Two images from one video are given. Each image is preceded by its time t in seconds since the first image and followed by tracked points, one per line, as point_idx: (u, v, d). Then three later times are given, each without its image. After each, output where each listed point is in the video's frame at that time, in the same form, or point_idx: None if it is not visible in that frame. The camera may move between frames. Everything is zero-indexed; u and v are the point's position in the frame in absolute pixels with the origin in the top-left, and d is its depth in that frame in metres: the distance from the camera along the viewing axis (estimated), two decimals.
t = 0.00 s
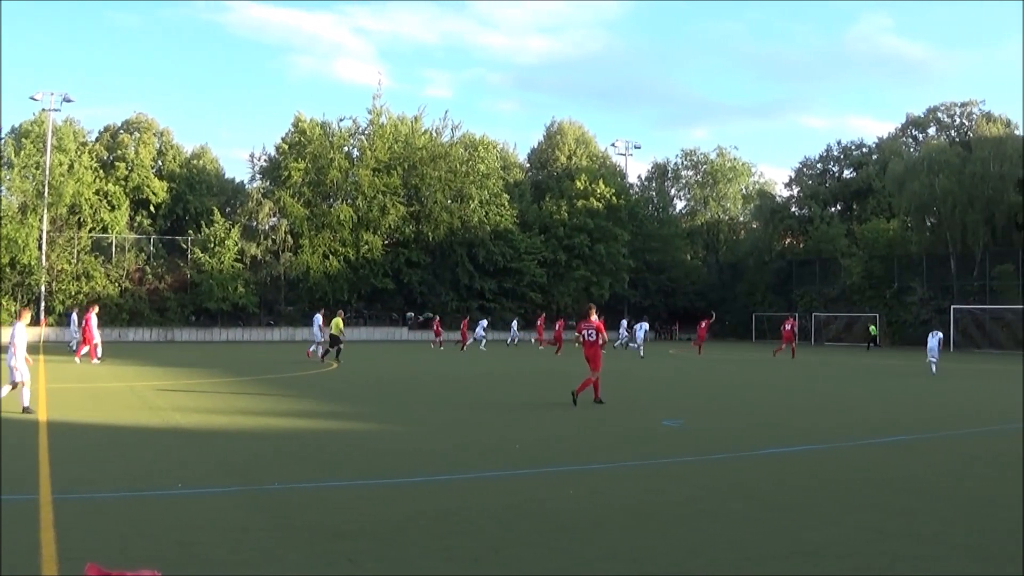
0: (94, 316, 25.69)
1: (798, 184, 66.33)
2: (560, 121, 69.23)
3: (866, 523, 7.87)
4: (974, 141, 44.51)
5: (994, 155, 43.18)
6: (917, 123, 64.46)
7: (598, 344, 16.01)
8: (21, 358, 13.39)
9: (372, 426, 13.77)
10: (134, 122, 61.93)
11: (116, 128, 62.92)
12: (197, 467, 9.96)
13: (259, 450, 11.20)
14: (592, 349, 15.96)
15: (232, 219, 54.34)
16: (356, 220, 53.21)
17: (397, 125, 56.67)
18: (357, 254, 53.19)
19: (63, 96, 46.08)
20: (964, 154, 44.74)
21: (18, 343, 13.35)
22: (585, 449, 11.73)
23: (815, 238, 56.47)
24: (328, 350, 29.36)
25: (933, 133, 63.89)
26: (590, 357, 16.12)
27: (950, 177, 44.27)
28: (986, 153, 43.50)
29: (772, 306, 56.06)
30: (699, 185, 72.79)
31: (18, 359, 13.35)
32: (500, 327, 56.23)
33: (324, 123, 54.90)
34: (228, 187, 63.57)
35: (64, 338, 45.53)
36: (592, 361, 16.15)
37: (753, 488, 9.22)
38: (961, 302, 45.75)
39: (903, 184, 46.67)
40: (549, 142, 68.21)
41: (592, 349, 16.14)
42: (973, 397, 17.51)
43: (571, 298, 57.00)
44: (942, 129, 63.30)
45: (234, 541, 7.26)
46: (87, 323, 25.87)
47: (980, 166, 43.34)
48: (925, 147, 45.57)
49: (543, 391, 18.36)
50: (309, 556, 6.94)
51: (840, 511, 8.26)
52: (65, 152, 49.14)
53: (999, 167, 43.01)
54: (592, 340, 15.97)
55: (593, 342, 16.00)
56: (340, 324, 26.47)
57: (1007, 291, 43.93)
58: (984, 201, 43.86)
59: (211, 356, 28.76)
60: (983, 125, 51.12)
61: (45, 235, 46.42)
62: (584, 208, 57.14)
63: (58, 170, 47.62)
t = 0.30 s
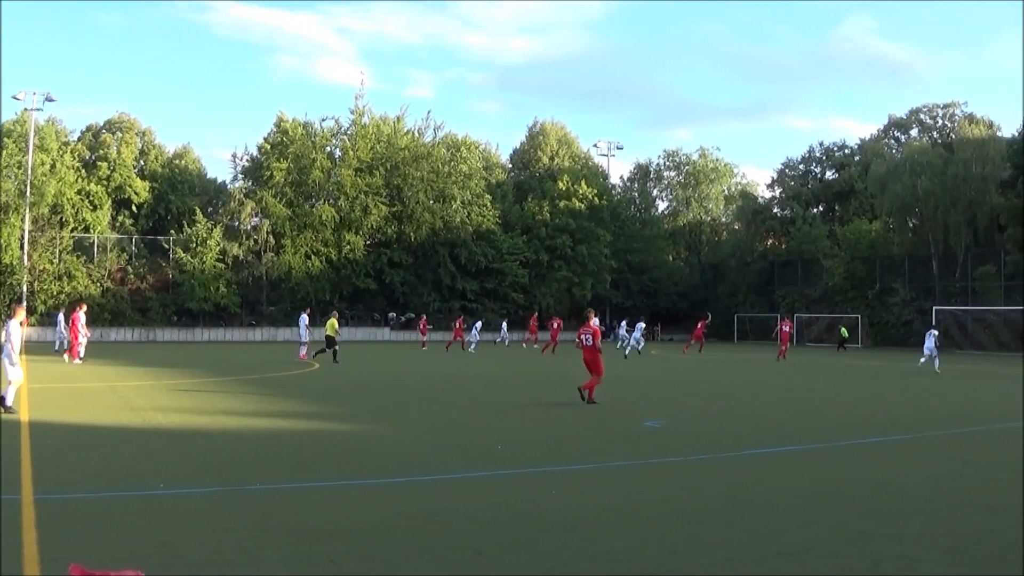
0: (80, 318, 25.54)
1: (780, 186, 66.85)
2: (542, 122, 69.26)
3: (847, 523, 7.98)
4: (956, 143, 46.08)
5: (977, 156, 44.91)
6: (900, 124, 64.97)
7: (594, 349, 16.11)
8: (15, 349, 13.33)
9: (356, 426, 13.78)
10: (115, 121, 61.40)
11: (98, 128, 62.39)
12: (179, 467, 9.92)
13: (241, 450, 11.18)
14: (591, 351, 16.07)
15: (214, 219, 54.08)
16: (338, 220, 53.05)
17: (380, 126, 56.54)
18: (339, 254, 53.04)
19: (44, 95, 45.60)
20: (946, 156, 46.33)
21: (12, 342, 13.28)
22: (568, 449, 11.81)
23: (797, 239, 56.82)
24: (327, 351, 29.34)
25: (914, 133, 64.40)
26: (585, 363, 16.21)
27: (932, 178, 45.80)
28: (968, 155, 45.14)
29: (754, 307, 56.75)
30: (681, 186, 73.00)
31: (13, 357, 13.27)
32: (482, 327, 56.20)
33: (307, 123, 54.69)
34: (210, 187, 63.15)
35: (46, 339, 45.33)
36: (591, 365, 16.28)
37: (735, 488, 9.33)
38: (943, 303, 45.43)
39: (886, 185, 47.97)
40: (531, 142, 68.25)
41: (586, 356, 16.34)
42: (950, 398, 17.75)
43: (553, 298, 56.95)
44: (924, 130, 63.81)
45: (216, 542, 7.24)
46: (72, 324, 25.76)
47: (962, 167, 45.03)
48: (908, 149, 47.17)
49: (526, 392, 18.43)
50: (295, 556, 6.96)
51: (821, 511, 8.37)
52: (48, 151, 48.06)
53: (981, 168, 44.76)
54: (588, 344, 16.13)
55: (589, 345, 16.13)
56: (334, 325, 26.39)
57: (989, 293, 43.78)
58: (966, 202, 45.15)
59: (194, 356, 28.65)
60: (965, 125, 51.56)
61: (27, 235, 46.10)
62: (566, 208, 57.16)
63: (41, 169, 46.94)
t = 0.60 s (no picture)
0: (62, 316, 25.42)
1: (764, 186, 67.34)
2: (526, 122, 69.31)
3: (830, 523, 8.07)
4: (940, 143, 46.09)
5: (960, 157, 44.92)
6: (883, 125, 65.53)
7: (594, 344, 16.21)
8: (10, 341, 13.42)
9: (341, 426, 13.80)
10: (99, 121, 61.02)
11: (81, 128, 61.94)
12: (163, 468, 9.90)
13: (225, 451, 11.17)
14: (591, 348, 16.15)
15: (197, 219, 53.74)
16: (322, 221, 52.90)
17: (363, 126, 56.38)
18: (323, 254, 52.88)
19: (27, 94, 45.15)
20: (930, 156, 46.45)
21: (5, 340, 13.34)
22: (553, 449, 11.89)
23: (781, 240, 57.16)
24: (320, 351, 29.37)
25: (898, 135, 64.94)
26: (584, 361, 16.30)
27: (916, 179, 45.90)
28: (952, 156, 45.14)
29: (737, 308, 57.12)
30: (665, 187, 73.26)
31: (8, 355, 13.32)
32: (464, 327, 56.34)
33: (290, 123, 54.47)
34: (193, 187, 62.72)
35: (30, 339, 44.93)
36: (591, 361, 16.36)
37: (719, 488, 9.41)
38: (926, 303, 45.83)
39: (869, 186, 48.18)
40: (515, 143, 68.30)
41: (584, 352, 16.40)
42: (929, 398, 17.97)
43: (536, 299, 57.00)
44: (907, 131, 64.37)
45: (201, 542, 7.24)
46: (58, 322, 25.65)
47: (946, 168, 45.13)
48: (892, 150, 47.11)
49: (511, 391, 18.51)
50: (281, 557, 6.98)
51: (804, 512, 8.46)
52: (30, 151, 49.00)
53: (965, 169, 44.80)
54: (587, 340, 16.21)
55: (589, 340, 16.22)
56: (333, 325, 26.39)
57: (973, 294, 43.76)
58: (949, 203, 45.44)
59: (177, 357, 28.56)
60: (948, 126, 52.03)
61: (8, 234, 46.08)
62: (550, 209, 57.18)
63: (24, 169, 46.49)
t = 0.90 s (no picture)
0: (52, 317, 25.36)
1: (749, 187, 67.77)
2: (512, 122, 69.37)
3: (811, 523, 8.16)
4: (925, 145, 46.62)
5: (945, 158, 45.39)
6: (868, 126, 66.06)
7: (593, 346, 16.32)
8: (8, 344, 13.41)
9: (326, 426, 13.81)
10: (84, 120, 60.51)
11: (66, 127, 61.51)
12: (148, 468, 9.87)
13: (210, 451, 11.14)
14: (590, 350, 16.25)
15: (182, 219, 53.52)
16: (307, 221, 52.78)
17: (349, 126, 56.24)
18: (308, 255, 52.78)
19: (12, 93, 44.92)
20: (914, 157, 46.88)
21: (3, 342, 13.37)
22: (538, 449, 11.95)
23: (766, 241, 57.53)
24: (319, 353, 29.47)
25: (883, 136, 65.44)
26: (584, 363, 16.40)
27: (901, 180, 46.17)
28: (937, 157, 45.59)
29: (722, 308, 57.36)
30: (651, 187, 73.47)
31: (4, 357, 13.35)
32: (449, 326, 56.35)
33: (276, 123, 54.27)
34: (178, 187, 62.44)
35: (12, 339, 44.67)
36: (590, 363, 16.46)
37: (703, 489, 9.48)
38: (910, 304, 46.17)
39: (854, 187, 48.71)
40: (500, 143, 68.36)
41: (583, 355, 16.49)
42: (910, 399, 18.16)
43: (521, 299, 57.04)
44: (892, 132, 64.88)
45: (186, 543, 7.24)
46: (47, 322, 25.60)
47: (931, 169, 45.54)
48: (879, 151, 47.94)
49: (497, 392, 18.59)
50: (267, 557, 6.98)
51: (786, 512, 8.55)
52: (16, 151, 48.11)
53: (951, 170, 45.24)
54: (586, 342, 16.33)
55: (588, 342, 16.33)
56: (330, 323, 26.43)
57: (958, 294, 43.94)
58: (935, 204, 45.73)
59: (161, 357, 28.46)
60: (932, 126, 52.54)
61: None
62: (536, 209, 57.19)
63: (8, 168, 46.17)
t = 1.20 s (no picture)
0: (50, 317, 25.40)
1: (740, 187, 68.16)
2: (502, 122, 69.38)
3: (800, 524, 8.20)
4: (917, 145, 46.28)
5: (936, 159, 45.26)
6: (860, 127, 66.34)
7: (592, 345, 16.37)
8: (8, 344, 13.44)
9: (319, 426, 13.81)
10: (75, 120, 60.31)
11: (58, 127, 61.31)
12: (139, 467, 9.86)
13: (201, 451, 11.14)
14: (587, 349, 16.33)
15: (172, 219, 53.33)
16: (297, 221, 52.65)
17: (339, 126, 56.16)
18: (298, 254, 52.64)
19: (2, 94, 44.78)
20: (906, 158, 46.51)
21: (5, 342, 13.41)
22: (531, 449, 11.99)
23: (756, 241, 57.78)
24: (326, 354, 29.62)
25: (874, 136, 65.70)
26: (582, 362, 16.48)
27: (892, 181, 46.00)
28: (928, 157, 45.47)
29: (713, 309, 57.44)
30: (641, 188, 73.51)
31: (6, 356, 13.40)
32: (440, 327, 56.31)
33: (266, 123, 54.13)
34: (169, 187, 62.28)
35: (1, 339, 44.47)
36: (588, 362, 16.49)
37: (692, 489, 9.52)
38: (901, 305, 46.31)
39: (846, 187, 48.47)
40: (491, 144, 68.35)
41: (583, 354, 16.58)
42: (899, 399, 18.26)
43: (511, 299, 57.06)
44: (883, 133, 65.15)
45: (177, 542, 7.23)
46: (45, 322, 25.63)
47: (922, 169, 45.39)
48: (869, 152, 47.51)
49: (489, 392, 18.62)
50: (256, 557, 6.98)
51: (777, 512, 8.59)
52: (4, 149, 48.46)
53: (941, 171, 45.19)
54: (585, 341, 16.39)
55: (586, 342, 16.41)
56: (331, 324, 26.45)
57: (949, 295, 44.29)
58: (926, 205, 45.58)
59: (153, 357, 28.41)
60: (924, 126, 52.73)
61: None
62: (526, 209, 57.11)
63: None
